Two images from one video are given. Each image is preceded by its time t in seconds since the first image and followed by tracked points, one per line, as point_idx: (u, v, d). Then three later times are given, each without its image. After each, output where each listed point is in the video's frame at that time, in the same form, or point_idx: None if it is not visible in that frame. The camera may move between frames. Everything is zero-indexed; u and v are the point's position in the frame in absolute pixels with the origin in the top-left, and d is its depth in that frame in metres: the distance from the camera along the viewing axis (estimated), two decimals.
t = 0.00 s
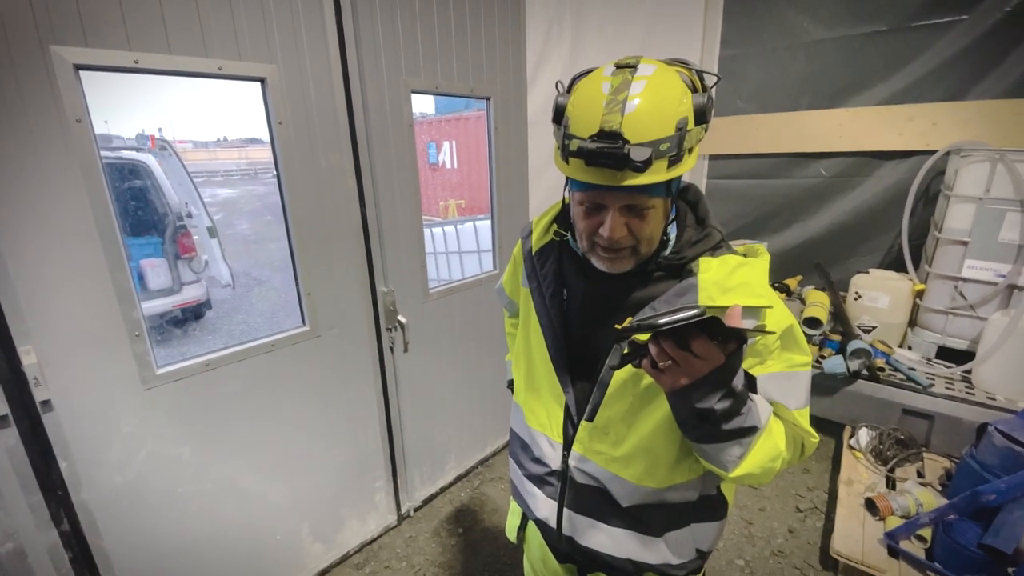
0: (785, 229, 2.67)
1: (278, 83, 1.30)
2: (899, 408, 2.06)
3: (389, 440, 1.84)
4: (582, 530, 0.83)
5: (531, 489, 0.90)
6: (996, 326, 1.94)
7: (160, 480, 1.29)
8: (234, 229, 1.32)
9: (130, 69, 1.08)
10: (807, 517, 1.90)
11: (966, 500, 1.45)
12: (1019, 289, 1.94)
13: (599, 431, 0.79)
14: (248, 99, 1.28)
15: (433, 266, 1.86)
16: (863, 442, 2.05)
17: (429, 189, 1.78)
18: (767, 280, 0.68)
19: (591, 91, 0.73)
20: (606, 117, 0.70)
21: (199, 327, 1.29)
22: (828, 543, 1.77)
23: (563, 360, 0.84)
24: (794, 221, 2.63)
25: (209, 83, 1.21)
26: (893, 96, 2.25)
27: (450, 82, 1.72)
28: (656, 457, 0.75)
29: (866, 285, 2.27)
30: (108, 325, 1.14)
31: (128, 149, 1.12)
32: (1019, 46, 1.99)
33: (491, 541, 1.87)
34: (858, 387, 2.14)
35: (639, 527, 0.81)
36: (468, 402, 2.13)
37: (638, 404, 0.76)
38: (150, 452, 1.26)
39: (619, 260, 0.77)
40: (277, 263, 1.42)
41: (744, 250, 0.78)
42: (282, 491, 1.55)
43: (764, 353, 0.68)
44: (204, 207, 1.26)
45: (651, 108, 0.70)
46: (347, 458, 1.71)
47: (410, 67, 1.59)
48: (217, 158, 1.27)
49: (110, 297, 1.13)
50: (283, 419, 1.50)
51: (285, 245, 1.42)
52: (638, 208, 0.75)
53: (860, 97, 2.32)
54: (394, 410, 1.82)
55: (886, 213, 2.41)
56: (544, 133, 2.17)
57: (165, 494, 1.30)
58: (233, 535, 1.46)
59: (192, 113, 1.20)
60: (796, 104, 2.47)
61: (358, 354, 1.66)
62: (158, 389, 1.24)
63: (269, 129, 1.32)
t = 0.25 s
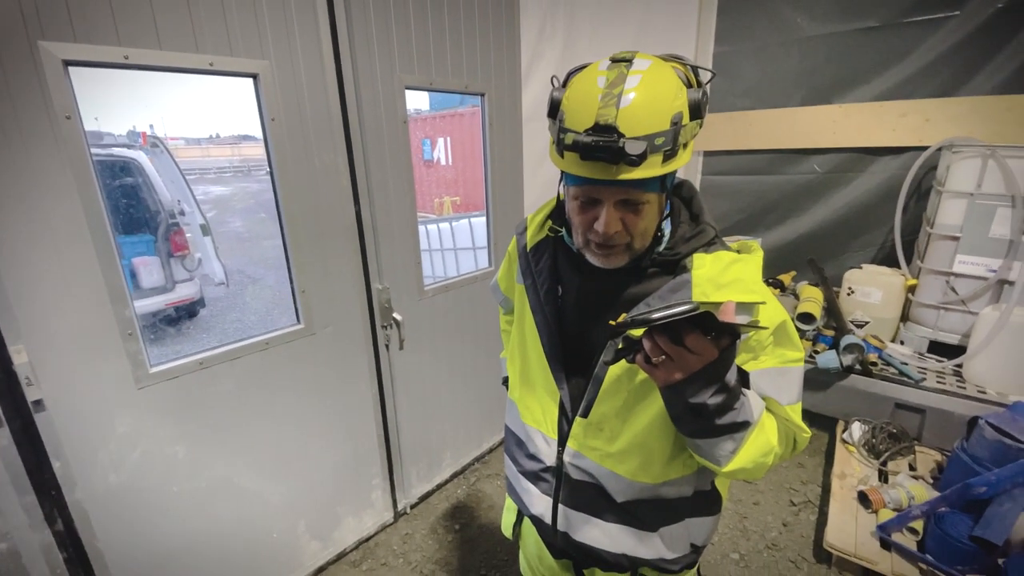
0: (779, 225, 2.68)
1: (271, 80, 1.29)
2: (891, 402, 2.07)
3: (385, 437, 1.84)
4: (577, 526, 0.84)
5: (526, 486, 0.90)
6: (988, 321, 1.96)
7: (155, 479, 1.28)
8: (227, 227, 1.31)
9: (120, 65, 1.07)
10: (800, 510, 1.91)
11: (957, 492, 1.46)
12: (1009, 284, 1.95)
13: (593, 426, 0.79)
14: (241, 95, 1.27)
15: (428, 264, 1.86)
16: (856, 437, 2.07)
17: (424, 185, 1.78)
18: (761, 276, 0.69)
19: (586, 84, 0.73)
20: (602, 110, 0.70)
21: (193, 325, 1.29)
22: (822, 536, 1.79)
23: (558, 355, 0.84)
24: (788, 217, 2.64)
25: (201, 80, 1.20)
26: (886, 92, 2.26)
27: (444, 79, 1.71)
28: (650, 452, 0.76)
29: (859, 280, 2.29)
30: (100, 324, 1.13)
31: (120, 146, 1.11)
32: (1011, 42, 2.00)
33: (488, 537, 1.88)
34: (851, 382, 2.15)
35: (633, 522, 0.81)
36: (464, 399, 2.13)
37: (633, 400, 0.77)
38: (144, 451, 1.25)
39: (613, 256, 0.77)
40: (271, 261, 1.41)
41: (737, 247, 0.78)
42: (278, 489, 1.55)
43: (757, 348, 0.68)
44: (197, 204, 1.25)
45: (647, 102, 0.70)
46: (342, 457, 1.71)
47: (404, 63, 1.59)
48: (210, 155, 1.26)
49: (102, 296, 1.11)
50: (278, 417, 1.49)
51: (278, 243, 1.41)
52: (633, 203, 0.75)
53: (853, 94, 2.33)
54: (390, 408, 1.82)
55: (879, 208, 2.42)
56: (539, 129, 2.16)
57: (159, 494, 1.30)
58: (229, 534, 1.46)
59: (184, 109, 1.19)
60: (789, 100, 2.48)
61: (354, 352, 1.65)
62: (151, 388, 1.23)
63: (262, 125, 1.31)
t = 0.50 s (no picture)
0: (772, 220, 2.69)
1: (260, 73, 1.27)
2: (883, 396, 2.09)
3: (379, 434, 1.84)
4: (570, 520, 0.84)
5: (519, 480, 0.90)
6: (978, 314, 1.97)
7: (146, 477, 1.27)
8: (219, 223, 1.30)
9: (107, 58, 1.05)
10: (793, 503, 1.93)
11: (948, 485, 1.48)
12: (1000, 278, 1.98)
13: (585, 421, 0.79)
14: (231, 90, 1.25)
15: (421, 259, 1.85)
16: (848, 429, 2.08)
17: (417, 180, 1.76)
18: (754, 271, 0.68)
19: (578, 75, 0.72)
20: (593, 101, 0.69)
21: (184, 322, 1.27)
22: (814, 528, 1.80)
23: (550, 350, 0.83)
24: (782, 212, 2.65)
25: (191, 74, 1.18)
26: (879, 86, 2.27)
27: (437, 72, 1.70)
28: (642, 447, 0.76)
29: (851, 275, 2.30)
30: (88, 321, 1.11)
31: (109, 142, 1.09)
32: (1002, 36, 2.01)
33: (483, 532, 1.88)
34: (843, 376, 2.17)
35: (626, 516, 0.81)
36: (458, 395, 2.12)
37: (624, 394, 0.76)
38: (135, 449, 1.24)
39: (605, 248, 0.76)
40: (263, 257, 1.39)
41: (729, 241, 0.78)
42: (271, 486, 1.54)
43: (748, 342, 0.68)
44: (188, 201, 1.23)
45: (638, 93, 0.69)
46: (336, 453, 1.70)
47: (396, 57, 1.57)
48: (201, 151, 1.24)
49: (91, 293, 1.10)
50: (271, 414, 1.48)
51: (270, 239, 1.40)
52: (624, 195, 0.74)
53: (846, 88, 2.33)
54: (383, 404, 1.81)
55: (871, 203, 2.43)
56: (532, 124, 2.15)
57: (150, 492, 1.29)
58: (222, 531, 1.45)
59: (174, 104, 1.17)
60: (783, 95, 2.48)
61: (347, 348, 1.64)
62: (142, 386, 1.21)
63: (253, 120, 1.30)
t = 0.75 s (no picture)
0: (766, 217, 2.70)
1: (252, 69, 1.26)
2: (876, 391, 2.10)
3: (374, 432, 1.83)
4: (564, 517, 0.84)
5: (513, 477, 0.90)
6: (970, 311, 1.99)
7: (139, 477, 1.26)
8: (213, 222, 1.29)
9: (97, 53, 1.03)
10: (787, 498, 1.94)
11: (941, 480, 1.49)
12: (991, 274, 1.99)
13: (579, 417, 0.79)
14: (223, 86, 1.24)
15: (416, 257, 1.84)
16: (841, 425, 2.10)
17: (411, 177, 1.75)
18: (746, 266, 0.68)
19: (569, 70, 0.72)
20: (583, 98, 0.69)
21: (177, 321, 1.26)
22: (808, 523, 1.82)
23: (543, 347, 0.83)
24: (776, 210, 2.66)
25: (182, 71, 1.17)
26: (872, 84, 2.27)
27: (431, 69, 1.69)
28: (635, 443, 0.76)
29: (845, 272, 2.32)
30: (79, 319, 1.10)
31: (101, 139, 1.08)
32: (995, 34, 2.02)
33: (479, 529, 1.88)
34: (837, 372, 2.18)
35: (620, 513, 0.81)
36: (454, 392, 2.12)
37: (618, 390, 0.76)
38: (127, 449, 1.23)
39: (598, 246, 0.77)
40: (257, 255, 1.39)
41: (722, 237, 0.77)
42: (265, 485, 1.53)
43: (742, 338, 0.68)
44: (181, 199, 1.22)
45: (629, 89, 0.69)
46: (331, 451, 1.69)
47: (390, 53, 1.56)
48: (195, 149, 1.23)
49: (82, 291, 1.09)
50: (264, 412, 1.47)
51: (263, 237, 1.39)
52: (617, 192, 0.74)
53: (840, 86, 2.34)
54: (378, 402, 1.81)
55: (864, 200, 2.45)
56: (527, 120, 2.14)
57: (143, 491, 1.28)
58: (217, 530, 1.44)
59: (166, 100, 1.16)
60: (777, 92, 2.48)
61: (341, 346, 1.64)
62: (133, 385, 1.20)
63: (244, 117, 1.28)
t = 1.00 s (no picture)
0: (762, 217, 2.71)
1: (248, 68, 1.26)
2: (870, 390, 2.12)
3: (371, 432, 1.83)
4: (561, 517, 0.84)
5: (510, 477, 0.90)
6: (963, 309, 2.00)
7: (134, 477, 1.25)
8: (208, 221, 1.28)
9: (91, 52, 1.03)
10: (783, 497, 1.95)
11: (935, 477, 1.50)
12: (984, 274, 2.01)
13: (577, 416, 0.79)
14: (218, 85, 1.24)
15: (413, 256, 1.84)
16: (836, 424, 2.11)
17: (408, 177, 1.75)
18: (744, 265, 0.70)
19: (578, 68, 0.72)
20: (596, 94, 0.69)
21: (173, 321, 1.26)
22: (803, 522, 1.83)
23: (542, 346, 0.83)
24: (772, 209, 2.67)
25: (177, 69, 1.17)
26: (867, 84, 2.29)
27: (427, 69, 1.68)
28: (634, 442, 0.76)
29: (840, 271, 2.33)
30: (73, 320, 1.09)
31: (95, 138, 1.07)
32: (988, 35, 2.03)
33: (476, 528, 1.89)
34: (832, 371, 2.19)
35: (617, 513, 0.81)
36: (450, 392, 2.12)
37: (616, 389, 0.76)
38: (122, 449, 1.22)
39: (605, 243, 0.77)
40: (252, 255, 1.38)
41: (721, 236, 0.78)
42: (262, 486, 1.53)
43: (740, 335, 0.68)
44: (176, 198, 1.22)
45: (640, 86, 0.69)
46: (327, 452, 1.69)
47: (386, 52, 1.56)
48: (190, 148, 1.22)
49: (76, 291, 1.08)
50: (261, 412, 1.47)
51: (259, 237, 1.38)
52: (625, 189, 0.74)
53: (835, 86, 2.35)
54: (375, 402, 1.81)
55: (859, 200, 2.46)
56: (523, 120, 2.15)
57: (139, 492, 1.27)
58: (213, 531, 1.44)
59: (160, 99, 1.16)
60: (773, 92, 2.49)
61: (338, 346, 1.63)
62: (128, 385, 1.20)
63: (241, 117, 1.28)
